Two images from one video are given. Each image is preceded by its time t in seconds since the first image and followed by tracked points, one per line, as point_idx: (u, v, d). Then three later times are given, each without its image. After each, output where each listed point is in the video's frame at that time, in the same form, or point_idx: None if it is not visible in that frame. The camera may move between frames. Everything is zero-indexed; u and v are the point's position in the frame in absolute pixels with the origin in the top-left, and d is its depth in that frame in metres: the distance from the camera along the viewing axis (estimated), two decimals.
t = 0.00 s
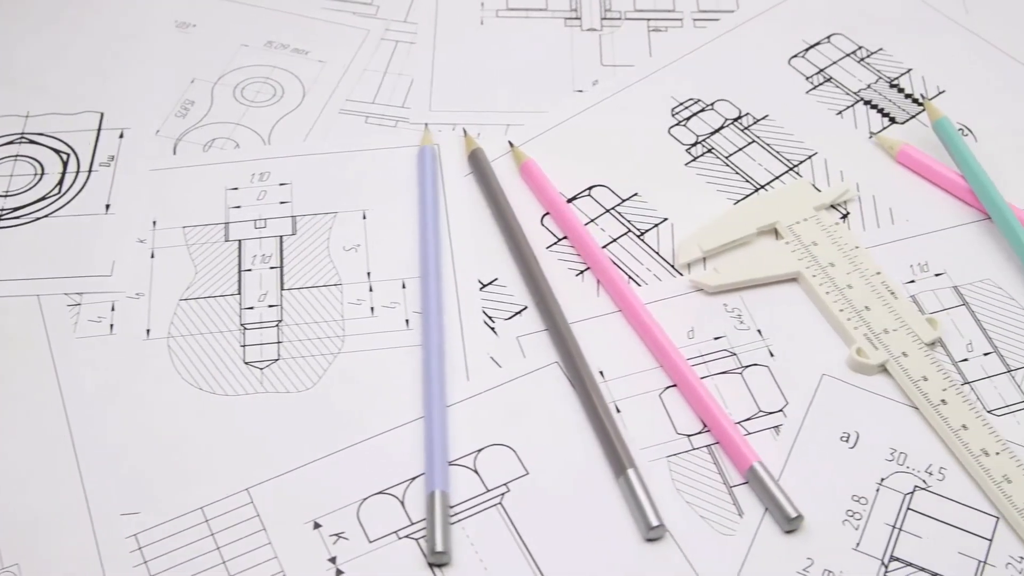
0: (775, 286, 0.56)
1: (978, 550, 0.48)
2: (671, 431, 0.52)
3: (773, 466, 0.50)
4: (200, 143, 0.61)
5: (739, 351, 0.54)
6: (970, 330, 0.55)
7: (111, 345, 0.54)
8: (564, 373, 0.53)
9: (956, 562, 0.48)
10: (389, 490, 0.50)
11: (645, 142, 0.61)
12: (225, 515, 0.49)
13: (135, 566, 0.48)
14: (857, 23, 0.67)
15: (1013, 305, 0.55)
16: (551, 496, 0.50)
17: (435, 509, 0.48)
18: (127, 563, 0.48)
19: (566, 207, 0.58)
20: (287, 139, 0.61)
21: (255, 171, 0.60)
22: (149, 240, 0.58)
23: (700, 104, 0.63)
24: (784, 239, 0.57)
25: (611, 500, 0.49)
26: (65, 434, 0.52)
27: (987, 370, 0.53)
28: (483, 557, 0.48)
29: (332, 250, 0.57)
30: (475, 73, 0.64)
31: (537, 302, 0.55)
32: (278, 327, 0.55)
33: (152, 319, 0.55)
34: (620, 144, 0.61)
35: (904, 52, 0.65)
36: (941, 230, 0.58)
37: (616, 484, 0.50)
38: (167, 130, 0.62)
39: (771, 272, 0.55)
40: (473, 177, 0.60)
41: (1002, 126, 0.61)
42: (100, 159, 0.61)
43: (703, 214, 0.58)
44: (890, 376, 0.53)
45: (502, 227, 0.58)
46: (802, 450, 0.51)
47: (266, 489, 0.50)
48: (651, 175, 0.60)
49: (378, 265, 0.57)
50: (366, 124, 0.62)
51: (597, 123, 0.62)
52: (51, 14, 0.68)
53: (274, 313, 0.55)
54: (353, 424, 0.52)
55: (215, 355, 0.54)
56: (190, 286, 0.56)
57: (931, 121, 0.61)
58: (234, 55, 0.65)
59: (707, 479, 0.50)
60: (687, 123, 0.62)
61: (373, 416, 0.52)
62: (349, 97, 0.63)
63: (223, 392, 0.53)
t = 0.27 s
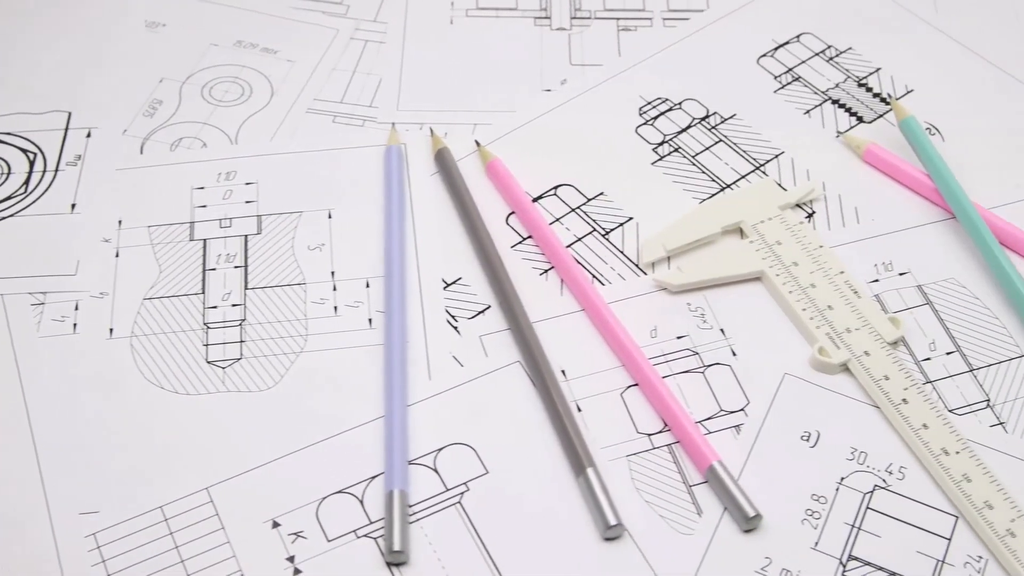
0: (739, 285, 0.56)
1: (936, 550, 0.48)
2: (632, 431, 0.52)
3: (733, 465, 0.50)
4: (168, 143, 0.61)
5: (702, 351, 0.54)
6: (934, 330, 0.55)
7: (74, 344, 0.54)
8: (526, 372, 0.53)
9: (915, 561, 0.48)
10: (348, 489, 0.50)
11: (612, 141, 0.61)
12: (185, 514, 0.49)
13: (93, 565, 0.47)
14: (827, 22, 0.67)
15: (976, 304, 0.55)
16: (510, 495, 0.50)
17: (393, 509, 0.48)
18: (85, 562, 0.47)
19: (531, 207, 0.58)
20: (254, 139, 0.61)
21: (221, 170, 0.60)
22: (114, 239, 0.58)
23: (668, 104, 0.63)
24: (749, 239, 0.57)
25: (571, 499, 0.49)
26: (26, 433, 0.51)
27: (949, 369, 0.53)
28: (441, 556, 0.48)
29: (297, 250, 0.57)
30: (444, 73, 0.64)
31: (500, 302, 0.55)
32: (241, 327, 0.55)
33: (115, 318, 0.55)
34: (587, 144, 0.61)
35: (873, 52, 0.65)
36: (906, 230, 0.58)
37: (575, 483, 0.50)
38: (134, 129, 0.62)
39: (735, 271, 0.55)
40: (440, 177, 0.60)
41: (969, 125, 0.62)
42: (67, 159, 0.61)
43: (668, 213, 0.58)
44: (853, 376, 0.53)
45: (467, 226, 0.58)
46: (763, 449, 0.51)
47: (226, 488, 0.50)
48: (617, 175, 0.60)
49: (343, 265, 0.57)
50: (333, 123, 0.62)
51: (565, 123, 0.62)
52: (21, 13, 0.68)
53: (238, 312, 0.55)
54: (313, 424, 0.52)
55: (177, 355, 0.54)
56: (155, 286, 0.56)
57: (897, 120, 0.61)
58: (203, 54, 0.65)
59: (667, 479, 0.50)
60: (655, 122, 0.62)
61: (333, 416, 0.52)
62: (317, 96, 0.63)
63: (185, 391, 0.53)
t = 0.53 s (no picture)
0: (713, 285, 0.56)
1: (906, 549, 0.48)
2: (603, 430, 0.52)
3: (704, 465, 0.50)
4: (144, 143, 0.61)
5: (675, 351, 0.54)
6: (906, 330, 0.55)
7: (47, 343, 0.54)
8: (498, 372, 0.53)
9: (884, 561, 0.48)
10: (318, 489, 0.50)
11: (588, 141, 0.61)
12: (155, 514, 0.49)
13: (62, 564, 0.47)
14: (804, 22, 0.67)
15: (949, 304, 0.55)
16: (480, 495, 0.50)
17: (362, 508, 0.48)
18: (54, 561, 0.47)
19: (506, 207, 0.58)
20: (230, 139, 0.61)
21: (197, 170, 0.60)
22: (89, 239, 0.58)
23: (645, 103, 0.63)
24: (722, 239, 0.57)
25: (541, 499, 0.49)
26: None
27: (921, 369, 0.53)
28: (411, 556, 0.48)
29: (271, 250, 0.57)
30: (421, 73, 0.64)
31: (473, 302, 0.55)
32: (214, 327, 0.55)
33: (89, 318, 0.55)
34: (562, 144, 0.61)
35: (850, 51, 0.65)
36: (881, 230, 0.58)
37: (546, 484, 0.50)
38: (111, 129, 0.62)
39: (709, 271, 0.55)
40: (415, 177, 0.60)
41: (941, 129, 0.62)
42: (42, 159, 0.61)
43: (643, 213, 0.58)
44: (825, 376, 0.53)
45: (441, 226, 0.58)
46: (734, 449, 0.51)
47: (196, 488, 0.50)
48: (592, 174, 0.60)
49: (316, 265, 0.57)
50: (309, 123, 0.62)
51: (541, 123, 0.62)
52: None
53: (212, 312, 0.55)
54: (285, 424, 0.52)
55: (150, 355, 0.54)
56: (129, 286, 0.56)
57: (873, 120, 0.61)
58: (181, 54, 0.65)
59: (637, 479, 0.50)
60: (631, 122, 0.62)
61: (305, 416, 0.52)
62: (294, 96, 0.63)
63: (157, 392, 0.53)
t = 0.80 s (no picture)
0: (680, 284, 0.56)
1: (868, 549, 0.48)
2: (568, 430, 0.52)
3: (668, 465, 0.50)
4: (114, 143, 0.61)
5: (640, 350, 0.54)
6: (873, 329, 0.55)
7: (13, 342, 0.54)
8: (463, 371, 0.53)
9: (846, 561, 0.48)
10: (282, 489, 0.50)
11: (558, 141, 0.61)
12: (118, 514, 0.49)
13: (24, 564, 0.47)
14: (777, 22, 0.67)
15: (916, 304, 0.55)
16: (443, 494, 0.50)
17: (324, 508, 0.48)
18: (15, 561, 0.47)
19: (474, 206, 0.58)
20: (200, 139, 0.61)
21: (166, 170, 0.60)
22: (57, 239, 0.58)
23: (616, 103, 0.63)
24: (690, 239, 0.57)
25: (504, 499, 0.49)
26: None
27: (887, 369, 0.53)
28: (373, 556, 0.48)
29: (239, 249, 0.57)
30: (392, 73, 0.64)
31: (440, 301, 0.55)
32: (181, 326, 0.55)
33: (55, 317, 0.55)
34: (532, 144, 0.61)
35: (822, 51, 0.65)
36: (849, 230, 0.58)
37: (509, 484, 0.50)
38: (81, 129, 0.62)
39: (676, 271, 0.55)
40: (384, 177, 0.60)
41: (911, 129, 0.62)
42: (12, 158, 0.61)
43: (611, 213, 0.58)
44: (790, 375, 0.53)
45: (409, 226, 0.58)
46: (698, 448, 0.51)
47: (160, 488, 0.50)
48: (562, 174, 0.60)
49: (284, 265, 0.57)
50: (279, 123, 0.62)
51: (511, 123, 0.62)
52: None
53: (179, 312, 0.55)
54: (249, 423, 0.51)
55: (116, 354, 0.54)
56: (96, 285, 0.56)
57: (842, 119, 0.61)
58: (152, 54, 0.65)
59: (600, 479, 0.50)
60: (601, 122, 0.62)
61: (270, 416, 0.52)
62: (265, 96, 0.63)
63: (122, 391, 0.53)
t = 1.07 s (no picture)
0: (652, 284, 0.56)
1: (836, 549, 0.48)
2: (538, 430, 0.52)
3: (636, 465, 0.50)
4: (89, 143, 0.61)
5: (612, 350, 0.54)
6: (844, 329, 0.55)
7: None
8: (434, 371, 0.53)
9: (814, 561, 0.48)
10: (251, 488, 0.50)
11: (533, 141, 0.61)
12: (87, 513, 0.49)
13: None
14: (753, 22, 0.67)
15: (888, 304, 0.55)
16: (412, 494, 0.49)
17: (293, 508, 0.48)
18: None
19: (447, 206, 0.58)
20: (175, 139, 0.61)
21: (141, 170, 0.60)
22: (30, 239, 0.57)
23: (591, 103, 0.63)
24: (663, 239, 0.57)
25: (473, 499, 0.49)
26: None
27: (858, 369, 0.53)
28: (341, 555, 0.48)
29: (212, 249, 0.57)
30: (368, 73, 0.65)
31: (412, 301, 0.55)
32: (153, 326, 0.55)
33: (27, 317, 0.55)
34: (507, 144, 0.61)
35: (798, 51, 0.65)
36: (822, 229, 0.58)
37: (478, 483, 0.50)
38: (56, 129, 0.62)
39: (648, 271, 0.55)
40: (358, 177, 0.60)
41: (886, 129, 0.62)
42: None
43: (585, 213, 0.58)
44: (761, 375, 0.53)
45: (382, 226, 0.58)
46: (667, 448, 0.51)
47: (129, 487, 0.49)
48: (536, 174, 0.60)
49: (257, 265, 0.57)
50: (255, 123, 0.62)
51: (486, 122, 0.62)
52: None
53: (151, 312, 0.55)
54: (219, 423, 0.51)
55: (87, 354, 0.54)
56: (69, 285, 0.56)
57: (817, 119, 0.61)
58: (129, 54, 0.65)
59: (569, 479, 0.50)
60: (576, 122, 0.62)
61: (240, 415, 0.52)
62: (241, 96, 0.63)
63: (93, 390, 0.53)
